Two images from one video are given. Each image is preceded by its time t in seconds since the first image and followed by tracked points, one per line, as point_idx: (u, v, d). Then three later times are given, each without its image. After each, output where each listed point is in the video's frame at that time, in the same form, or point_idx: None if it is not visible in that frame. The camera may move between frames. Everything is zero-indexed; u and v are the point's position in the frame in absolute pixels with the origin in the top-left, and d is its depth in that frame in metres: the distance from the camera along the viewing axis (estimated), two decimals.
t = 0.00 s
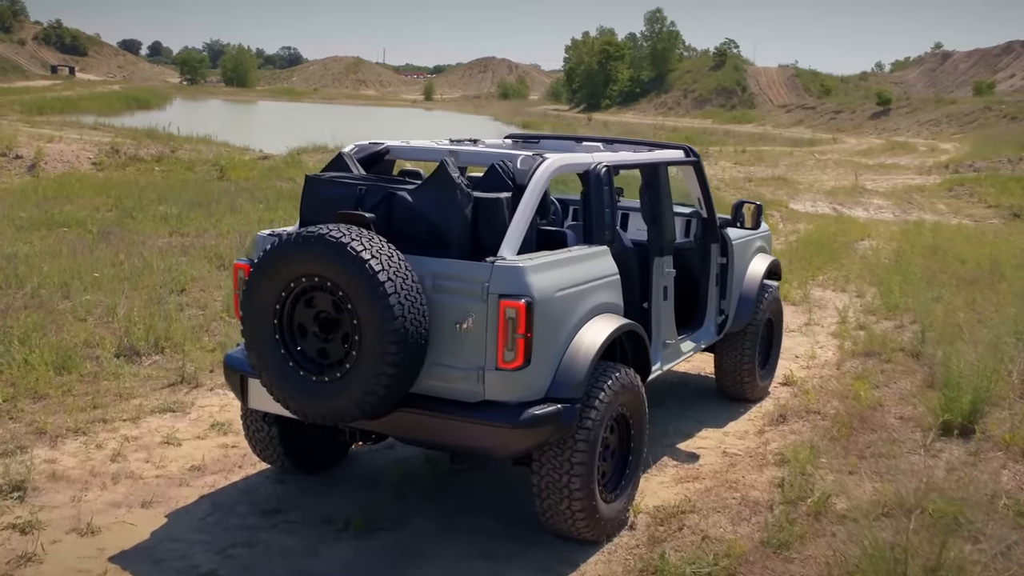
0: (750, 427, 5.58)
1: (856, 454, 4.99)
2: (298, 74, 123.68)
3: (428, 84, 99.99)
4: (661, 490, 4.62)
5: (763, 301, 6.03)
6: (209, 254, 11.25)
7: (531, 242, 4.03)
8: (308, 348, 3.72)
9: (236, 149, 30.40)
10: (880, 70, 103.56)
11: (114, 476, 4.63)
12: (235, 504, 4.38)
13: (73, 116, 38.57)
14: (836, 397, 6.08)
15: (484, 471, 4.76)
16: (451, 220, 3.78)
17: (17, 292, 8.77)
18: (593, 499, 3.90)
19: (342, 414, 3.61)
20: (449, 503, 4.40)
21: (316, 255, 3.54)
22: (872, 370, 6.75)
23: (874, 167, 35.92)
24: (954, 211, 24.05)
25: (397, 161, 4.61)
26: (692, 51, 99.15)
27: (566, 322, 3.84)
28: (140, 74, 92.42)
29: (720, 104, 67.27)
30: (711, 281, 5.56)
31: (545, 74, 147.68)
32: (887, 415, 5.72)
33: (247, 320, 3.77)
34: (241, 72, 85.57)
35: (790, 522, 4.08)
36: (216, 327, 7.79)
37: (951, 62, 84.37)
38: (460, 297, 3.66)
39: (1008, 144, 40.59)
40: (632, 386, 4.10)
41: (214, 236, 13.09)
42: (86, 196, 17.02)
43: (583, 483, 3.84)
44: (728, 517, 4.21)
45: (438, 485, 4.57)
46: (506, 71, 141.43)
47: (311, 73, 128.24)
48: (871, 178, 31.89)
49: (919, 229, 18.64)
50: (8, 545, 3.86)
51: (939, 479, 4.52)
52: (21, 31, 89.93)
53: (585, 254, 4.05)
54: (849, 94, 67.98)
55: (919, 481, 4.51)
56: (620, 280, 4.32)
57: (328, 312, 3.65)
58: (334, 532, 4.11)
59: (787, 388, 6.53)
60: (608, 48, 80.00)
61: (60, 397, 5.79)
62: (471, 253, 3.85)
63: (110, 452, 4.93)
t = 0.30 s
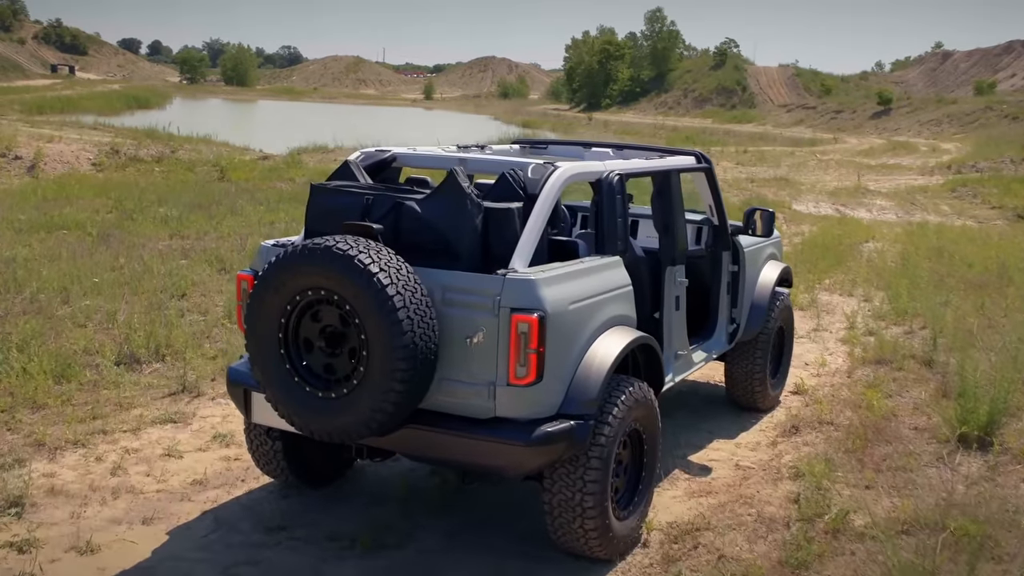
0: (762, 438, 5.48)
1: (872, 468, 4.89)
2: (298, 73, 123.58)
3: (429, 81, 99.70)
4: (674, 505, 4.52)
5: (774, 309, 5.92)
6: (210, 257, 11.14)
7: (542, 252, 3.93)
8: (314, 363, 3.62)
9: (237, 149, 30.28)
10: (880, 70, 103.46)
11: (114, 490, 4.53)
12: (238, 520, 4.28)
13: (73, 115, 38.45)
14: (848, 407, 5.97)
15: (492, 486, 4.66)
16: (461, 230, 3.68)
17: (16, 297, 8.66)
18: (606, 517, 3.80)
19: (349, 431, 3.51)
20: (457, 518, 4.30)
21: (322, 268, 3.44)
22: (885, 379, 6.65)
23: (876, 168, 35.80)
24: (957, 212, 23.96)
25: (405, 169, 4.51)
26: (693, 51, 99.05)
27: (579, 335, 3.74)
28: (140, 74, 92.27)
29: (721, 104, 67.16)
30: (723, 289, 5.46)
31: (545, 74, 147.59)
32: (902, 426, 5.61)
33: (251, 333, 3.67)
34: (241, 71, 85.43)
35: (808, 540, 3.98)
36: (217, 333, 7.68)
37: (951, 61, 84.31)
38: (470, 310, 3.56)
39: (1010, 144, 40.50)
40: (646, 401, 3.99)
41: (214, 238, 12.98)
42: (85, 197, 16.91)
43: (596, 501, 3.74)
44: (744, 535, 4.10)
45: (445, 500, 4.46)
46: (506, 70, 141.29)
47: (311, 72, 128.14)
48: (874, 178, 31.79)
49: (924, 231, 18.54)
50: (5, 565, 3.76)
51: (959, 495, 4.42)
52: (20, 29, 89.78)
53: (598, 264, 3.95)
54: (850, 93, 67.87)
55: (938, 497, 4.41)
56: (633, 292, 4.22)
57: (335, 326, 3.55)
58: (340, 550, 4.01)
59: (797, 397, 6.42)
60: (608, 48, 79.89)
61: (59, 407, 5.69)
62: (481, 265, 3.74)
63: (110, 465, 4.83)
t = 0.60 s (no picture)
0: (774, 448, 5.38)
1: (887, 480, 4.80)
2: (296, 70, 123.25)
3: (427, 78, 99.46)
4: (686, 519, 4.42)
5: (785, 316, 5.82)
6: (210, 259, 11.02)
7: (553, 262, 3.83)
8: (320, 378, 3.51)
9: (235, 147, 30.16)
10: (879, 67, 103.44)
11: (114, 504, 4.43)
12: (241, 536, 4.18)
13: (70, 112, 38.29)
14: (860, 415, 5.88)
15: (500, 499, 4.56)
16: (472, 241, 3.58)
17: (13, 300, 8.54)
18: (619, 534, 3.70)
19: (356, 449, 3.41)
20: (466, 532, 4.20)
21: (329, 280, 3.34)
22: (896, 385, 6.55)
23: (876, 166, 35.73)
24: (959, 211, 23.91)
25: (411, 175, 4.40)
26: (692, 48, 98.94)
27: (592, 348, 3.63)
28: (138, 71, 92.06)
29: (719, 101, 67.04)
30: (733, 296, 5.35)
31: (543, 71, 147.49)
32: (916, 435, 5.53)
33: (256, 347, 3.57)
34: (239, 68, 85.28)
35: (827, 557, 3.88)
36: (216, 337, 7.57)
37: (950, 58, 84.21)
38: (481, 324, 3.46)
39: (1010, 142, 40.44)
40: (659, 415, 3.89)
41: (214, 239, 12.86)
42: (83, 196, 16.79)
43: (610, 519, 3.64)
44: (760, 551, 4.00)
45: (452, 514, 4.36)
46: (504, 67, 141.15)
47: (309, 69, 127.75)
48: (874, 176, 31.72)
49: (927, 231, 18.46)
50: None
51: (978, 510, 4.34)
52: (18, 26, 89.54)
53: (610, 275, 3.85)
54: (849, 91, 67.81)
55: (958, 512, 4.31)
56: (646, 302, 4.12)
57: (342, 339, 3.44)
58: (346, 567, 3.90)
59: (807, 404, 6.33)
60: (607, 45, 79.78)
61: (57, 416, 5.58)
62: (491, 276, 3.65)
63: (109, 477, 4.72)
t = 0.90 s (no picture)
0: (784, 454, 5.30)
1: (902, 489, 4.73)
2: (290, 63, 123.04)
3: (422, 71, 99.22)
4: (697, 530, 4.33)
5: (795, 319, 5.73)
6: (207, 257, 10.90)
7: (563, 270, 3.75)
8: (325, 391, 3.41)
9: (230, 142, 29.99)
10: (875, 61, 103.53)
11: (113, 515, 4.32)
12: (243, 549, 4.08)
13: (64, 106, 38.06)
14: (870, 420, 5.80)
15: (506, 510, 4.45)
16: (481, 249, 3.48)
17: (7, 300, 8.42)
18: (632, 550, 3.60)
19: (363, 464, 3.31)
20: (473, 545, 4.10)
21: (335, 290, 3.23)
22: (905, 388, 6.47)
23: (873, 160, 35.70)
24: (957, 207, 23.88)
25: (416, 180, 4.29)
26: (688, 41, 98.77)
27: (605, 359, 3.54)
28: (131, 64, 91.68)
29: (715, 94, 66.92)
30: (742, 300, 5.26)
31: (538, 65, 147.33)
32: (928, 441, 5.45)
33: (259, 357, 3.47)
34: (234, 60, 84.94)
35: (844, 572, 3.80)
36: (215, 338, 7.47)
37: (946, 51, 84.19)
38: (491, 335, 3.37)
39: (1007, 136, 40.42)
40: (672, 425, 3.80)
41: (211, 236, 12.74)
42: (78, 193, 16.65)
43: (623, 534, 3.54)
44: (776, 566, 3.91)
45: (459, 525, 4.26)
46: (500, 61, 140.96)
47: (304, 62, 127.61)
48: (872, 171, 31.68)
49: (926, 226, 18.42)
50: None
51: (997, 522, 4.26)
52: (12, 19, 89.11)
53: (622, 282, 3.76)
54: (845, 85, 67.79)
55: (976, 525, 4.25)
56: (658, 309, 4.02)
57: (348, 351, 3.34)
58: None
59: (815, 408, 6.25)
60: (602, 39, 79.63)
61: (53, 422, 5.47)
62: (500, 285, 3.56)
63: (107, 487, 4.62)
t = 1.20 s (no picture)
0: (792, 456, 5.22)
1: (913, 494, 4.65)
2: (281, 51, 122.43)
3: (413, 60, 98.87)
4: (707, 537, 4.25)
5: (801, 318, 5.64)
6: (200, 252, 10.77)
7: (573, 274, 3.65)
8: (329, 401, 3.31)
9: (221, 132, 29.77)
10: (866, 49, 103.54)
11: (109, 524, 4.22)
12: (243, 558, 3.98)
13: (53, 95, 37.75)
14: (877, 421, 5.74)
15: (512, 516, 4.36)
16: (489, 253, 3.38)
17: None
18: (644, 562, 3.52)
19: (369, 476, 3.22)
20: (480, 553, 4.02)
21: (341, 298, 3.13)
22: (911, 387, 6.41)
23: (867, 150, 35.68)
24: (952, 197, 23.88)
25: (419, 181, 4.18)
26: (681, 29, 98.58)
27: (617, 367, 3.44)
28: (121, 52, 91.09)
29: (707, 84, 66.80)
30: (749, 300, 5.16)
31: (530, 53, 146.98)
32: (937, 443, 5.38)
33: (260, 366, 3.36)
34: (224, 49, 84.45)
35: None
36: (210, 336, 7.36)
37: (937, 40, 84.23)
38: (501, 343, 3.27)
39: (1000, 126, 40.46)
40: (684, 433, 3.71)
41: (204, 230, 12.62)
42: (69, 185, 16.47)
43: (635, 546, 3.46)
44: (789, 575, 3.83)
45: (464, 531, 4.18)
46: (491, 49, 140.53)
47: (294, 50, 126.99)
48: (866, 161, 31.67)
49: (922, 218, 18.39)
50: None
51: (1012, 529, 4.20)
52: None
53: (633, 287, 3.66)
54: (837, 74, 67.78)
55: (990, 532, 4.19)
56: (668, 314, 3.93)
57: (353, 360, 3.24)
58: None
59: (821, 407, 6.17)
60: (594, 28, 79.41)
61: (47, 425, 5.36)
62: (509, 290, 3.46)
63: (103, 494, 4.51)
